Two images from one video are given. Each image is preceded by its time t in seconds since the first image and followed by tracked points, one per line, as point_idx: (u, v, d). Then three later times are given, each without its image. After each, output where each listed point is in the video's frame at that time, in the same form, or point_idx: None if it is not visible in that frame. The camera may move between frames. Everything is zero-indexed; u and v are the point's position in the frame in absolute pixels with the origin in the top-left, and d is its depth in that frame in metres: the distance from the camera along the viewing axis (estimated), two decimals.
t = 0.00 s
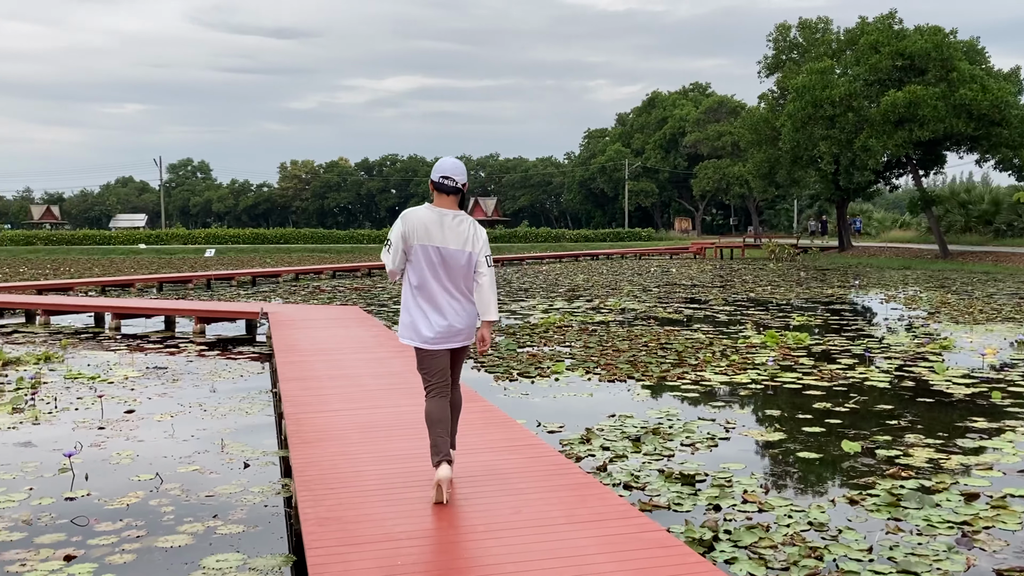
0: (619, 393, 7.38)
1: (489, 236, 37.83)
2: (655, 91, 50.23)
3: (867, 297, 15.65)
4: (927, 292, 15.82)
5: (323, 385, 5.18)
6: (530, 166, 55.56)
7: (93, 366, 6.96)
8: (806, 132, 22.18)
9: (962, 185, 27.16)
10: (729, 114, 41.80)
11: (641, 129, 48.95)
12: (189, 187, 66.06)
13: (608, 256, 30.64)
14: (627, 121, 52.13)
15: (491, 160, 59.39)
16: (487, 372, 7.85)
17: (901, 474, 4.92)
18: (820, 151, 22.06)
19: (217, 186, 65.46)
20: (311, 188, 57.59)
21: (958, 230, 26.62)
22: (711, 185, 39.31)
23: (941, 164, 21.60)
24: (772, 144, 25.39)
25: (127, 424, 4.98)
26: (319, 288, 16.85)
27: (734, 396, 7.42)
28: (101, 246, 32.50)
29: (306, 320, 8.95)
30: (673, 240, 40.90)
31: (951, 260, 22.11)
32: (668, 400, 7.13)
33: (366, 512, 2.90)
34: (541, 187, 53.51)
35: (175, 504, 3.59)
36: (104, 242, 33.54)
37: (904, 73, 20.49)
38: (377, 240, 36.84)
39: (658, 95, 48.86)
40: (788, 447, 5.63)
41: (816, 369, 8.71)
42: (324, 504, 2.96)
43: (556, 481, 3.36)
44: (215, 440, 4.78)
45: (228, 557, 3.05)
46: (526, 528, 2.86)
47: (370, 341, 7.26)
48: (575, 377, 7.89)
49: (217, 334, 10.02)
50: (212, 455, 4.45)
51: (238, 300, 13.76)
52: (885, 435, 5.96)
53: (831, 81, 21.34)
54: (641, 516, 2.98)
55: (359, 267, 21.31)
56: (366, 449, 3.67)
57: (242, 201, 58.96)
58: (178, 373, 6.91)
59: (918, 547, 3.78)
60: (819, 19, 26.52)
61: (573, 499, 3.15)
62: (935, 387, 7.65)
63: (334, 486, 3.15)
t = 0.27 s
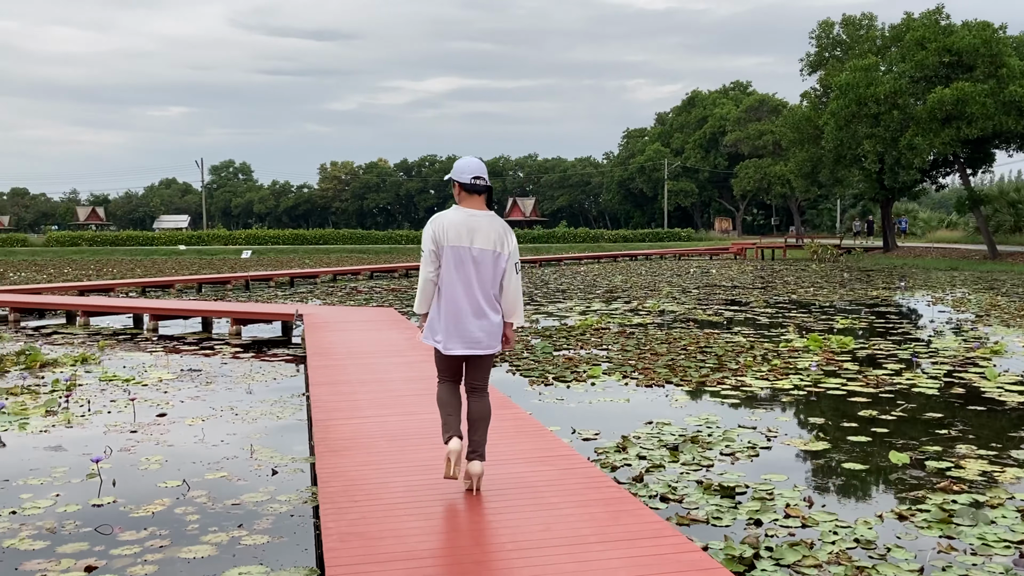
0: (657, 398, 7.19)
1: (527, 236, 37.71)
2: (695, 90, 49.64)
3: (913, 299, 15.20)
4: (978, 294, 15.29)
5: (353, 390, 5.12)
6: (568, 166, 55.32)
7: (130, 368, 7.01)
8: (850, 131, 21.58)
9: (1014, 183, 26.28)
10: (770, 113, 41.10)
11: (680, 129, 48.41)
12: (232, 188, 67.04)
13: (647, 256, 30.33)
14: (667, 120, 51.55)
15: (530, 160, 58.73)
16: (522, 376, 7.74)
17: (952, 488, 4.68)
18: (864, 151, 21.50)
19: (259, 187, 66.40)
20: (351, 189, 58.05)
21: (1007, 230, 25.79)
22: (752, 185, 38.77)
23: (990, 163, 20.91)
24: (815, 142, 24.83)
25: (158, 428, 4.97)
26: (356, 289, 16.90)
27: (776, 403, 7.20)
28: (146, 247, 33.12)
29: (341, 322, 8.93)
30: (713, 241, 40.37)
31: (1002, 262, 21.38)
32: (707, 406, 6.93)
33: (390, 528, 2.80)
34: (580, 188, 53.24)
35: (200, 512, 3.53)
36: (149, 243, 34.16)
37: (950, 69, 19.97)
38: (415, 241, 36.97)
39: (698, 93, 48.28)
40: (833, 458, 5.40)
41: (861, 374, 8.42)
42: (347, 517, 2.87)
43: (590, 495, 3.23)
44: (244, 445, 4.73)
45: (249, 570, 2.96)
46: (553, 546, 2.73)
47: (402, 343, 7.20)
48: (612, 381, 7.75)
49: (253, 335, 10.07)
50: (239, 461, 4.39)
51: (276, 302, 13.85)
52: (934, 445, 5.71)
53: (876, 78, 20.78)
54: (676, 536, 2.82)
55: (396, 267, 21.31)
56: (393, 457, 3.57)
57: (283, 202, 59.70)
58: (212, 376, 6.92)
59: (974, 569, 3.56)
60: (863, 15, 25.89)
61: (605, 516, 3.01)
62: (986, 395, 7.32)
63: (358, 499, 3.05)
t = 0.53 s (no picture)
0: (693, 402, 7.02)
1: (563, 237, 37.56)
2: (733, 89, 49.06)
3: (959, 301, 14.77)
4: None
5: (382, 392, 5.05)
6: (604, 166, 55.02)
7: (164, 369, 7.04)
8: (890, 129, 21.08)
9: None
10: (809, 111, 40.43)
11: (717, 128, 47.88)
12: (271, 190, 67.87)
13: (684, 257, 30.00)
14: (704, 119, 50.99)
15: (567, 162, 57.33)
16: (555, 379, 7.64)
17: (1004, 500, 4.44)
18: (906, 149, 21.01)
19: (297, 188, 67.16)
20: (388, 190, 58.40)
21: None
22: (790, 184, 38.22)
23: None
24: (855, 141, 24.31)
25: (188, 431, 4.96)
26: (391, 290, 16.93)
27: (815, 407, 6.99)
28: (187, 248, 33.63)
29: (373, 323, 8.91)
30: (752, 241, 39.82)
31: None
32: (745, 411, 6.74)
33: (411, 540, 2.71)
34: (616, 188, 52.93)
35: (225, 518, 3.48)
36: (189, 244, 34.68)
37: (996, 65, 19.43)
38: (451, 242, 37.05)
39: (735, 92, 47.71)
40: (875, 466, 5.19)
41: (904, 378, 8.16)
42: (368, 528, 2.79)
43: (621, 507, 3.10)
44: (272, 448, 4.68)
45: None
46: (580, 560, 2.62)
47: (433, 345, 7.14)
48: (647, 385, 7.61)
49: (287, 336, 10.11)
50: (267, 464, 4.34)
51: (312, 302, 13.92)
52: (985, 454, 5.46)
53: (918, 75, 20.32)
54: (710, 552, 2.68)
55: (430, 268, 21.33)
56: (419, 464, 3.48)
57: (321, 203, 60.32)
58: (245, 377, 6.92)
59: None
60: (904, 12, 25.30)
61: (637, 530, 2.89)
62: None
63: (381, 509, 2.97)
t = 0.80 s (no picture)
0: (727, 406, 6.82)
1: (596, 236, 37.33)
2: (769, 86, 48.38)
3: (1004, 301, 14.32)
4: None
5: (406, 394, 4.96)
6: (638, 165, 54.64)
7: (192, 369, 7.04)
8: (931, 126, 20.52)
9: None
10: (847, 109, 39.73)
11: (753, 126, 47.18)
12: (306, 190, 68.51)
13: (719, 256, 29.64)
14: (739, 117, 50.36)
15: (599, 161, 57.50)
16: (584, 381, 7.50)
17: None
18: (947, 147, 20.47)
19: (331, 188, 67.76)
20: (421, 190, 58.55)
21: None
22: (827, 182, 37.64)
23: None
24: (894, 138, 23.72)
25: (212, 431, 4.92)
26: (422, 290, 16.91)
27: (854, 411, 6.76)
28: (223, 248, 34.03)
29: (402, 323, 8.84)
30: (788, 240, 39.24)
31: None
32: (781, 415, 6.52)
33: (427, 551, 2.62)
34: (650, 186, 52.53)
35: (244, 522, 3.42)
36: (225, 244, 35.09)
37: None
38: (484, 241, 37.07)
39: (772, 90, 47.07)
40: (917, 474, 4.97)
41: (946, 381, 7.87)
42: (383, 537, 2.71)
43: (648, 519, 2.98)
44: (294, 450, 4.62)
45: None
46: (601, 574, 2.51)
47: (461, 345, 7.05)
48: (678, 387, 7.44)
49: (317, 335, 10.11)
50: (288, 467, 4.28)
51: (344, 302, 13.95)
52: None
53: (960, 70, 19.83)
54: (740, 568, 2.54)
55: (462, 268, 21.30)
56: (439, 470, 3.38)
57: (356, 203, 60.79)
58: (272, 377, 6.88)
59: None
60: (945, 6, 24.62)
61: (664, 543, 2.76)
62: None
63: (399, 515, 2.90)
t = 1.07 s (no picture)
0: (757, 413, 6.64)
1: (625, 236, 37.00)
2: (801, 84, 47.70)
3: None
4: None
5: (425, 400, 4.87)
6: (668, 164, 54.15)
7: (215, 372, 7.02)
8: (968, 124, 20.05)
9: None
10: (881, 107, 39.03)
11: (785, 125, 46.56)
12: (336, 191, 68.90)
13: (750, 257, 29.21)
14: (771, 116, 49.70)
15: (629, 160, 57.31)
16: (610, 386, 7.36)
17: None
18: (986, 144, 19.96)
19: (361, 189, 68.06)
20: (450, 190, 58.61)
21: None
22: (861, 181, 37.01)
23: None
24: (931, 136, 23.21)
25: (230, 436, 4.87)
26: (449, 291, 16.85)
27: (889, 419, 6.54)
28: (254, 248, 34.31)
29: (426, 325, 8.78)
30: (821, 240, 38.60)
31: None
32: (813, 423, 6.32)
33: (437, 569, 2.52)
34: (680, 186, 52.03)
35: (257, 533, 3.35)
36: (256, 244, 35.38)
37: None
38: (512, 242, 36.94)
39: (804, 88, 46.41)
40: (956, 486, 4.76)
41: (985, 388, 7.60)
42: (393, 554, 2.61)
43: (669, 536, 2.84)
44: (312, 456, 4.54)
45: None
46: None
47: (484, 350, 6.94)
48: (706, 393, 7.27)
49: (342, 337, 10.07)
50: (305, 474, 4.20)
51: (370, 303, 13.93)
52: None
53: (999, 67, 19.32)
54: None
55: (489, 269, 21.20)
56: (454, 482, 3.29)
57: (385, 204, 61.00)
58: (294, 380, 6.83)
59: None
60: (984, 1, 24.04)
61: (686, 563, 2.63)
62: None
63: (410, 529, 2.81)
